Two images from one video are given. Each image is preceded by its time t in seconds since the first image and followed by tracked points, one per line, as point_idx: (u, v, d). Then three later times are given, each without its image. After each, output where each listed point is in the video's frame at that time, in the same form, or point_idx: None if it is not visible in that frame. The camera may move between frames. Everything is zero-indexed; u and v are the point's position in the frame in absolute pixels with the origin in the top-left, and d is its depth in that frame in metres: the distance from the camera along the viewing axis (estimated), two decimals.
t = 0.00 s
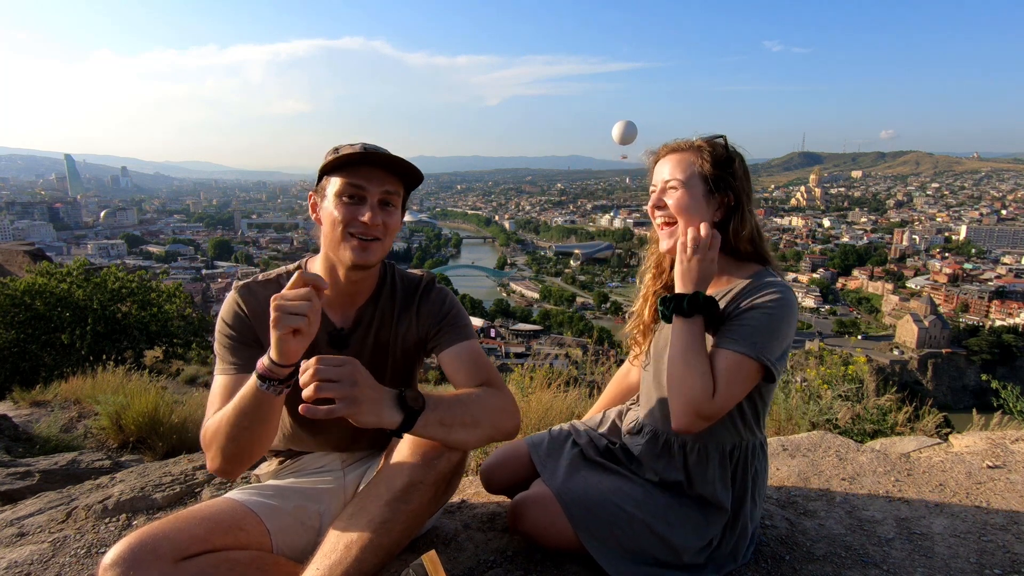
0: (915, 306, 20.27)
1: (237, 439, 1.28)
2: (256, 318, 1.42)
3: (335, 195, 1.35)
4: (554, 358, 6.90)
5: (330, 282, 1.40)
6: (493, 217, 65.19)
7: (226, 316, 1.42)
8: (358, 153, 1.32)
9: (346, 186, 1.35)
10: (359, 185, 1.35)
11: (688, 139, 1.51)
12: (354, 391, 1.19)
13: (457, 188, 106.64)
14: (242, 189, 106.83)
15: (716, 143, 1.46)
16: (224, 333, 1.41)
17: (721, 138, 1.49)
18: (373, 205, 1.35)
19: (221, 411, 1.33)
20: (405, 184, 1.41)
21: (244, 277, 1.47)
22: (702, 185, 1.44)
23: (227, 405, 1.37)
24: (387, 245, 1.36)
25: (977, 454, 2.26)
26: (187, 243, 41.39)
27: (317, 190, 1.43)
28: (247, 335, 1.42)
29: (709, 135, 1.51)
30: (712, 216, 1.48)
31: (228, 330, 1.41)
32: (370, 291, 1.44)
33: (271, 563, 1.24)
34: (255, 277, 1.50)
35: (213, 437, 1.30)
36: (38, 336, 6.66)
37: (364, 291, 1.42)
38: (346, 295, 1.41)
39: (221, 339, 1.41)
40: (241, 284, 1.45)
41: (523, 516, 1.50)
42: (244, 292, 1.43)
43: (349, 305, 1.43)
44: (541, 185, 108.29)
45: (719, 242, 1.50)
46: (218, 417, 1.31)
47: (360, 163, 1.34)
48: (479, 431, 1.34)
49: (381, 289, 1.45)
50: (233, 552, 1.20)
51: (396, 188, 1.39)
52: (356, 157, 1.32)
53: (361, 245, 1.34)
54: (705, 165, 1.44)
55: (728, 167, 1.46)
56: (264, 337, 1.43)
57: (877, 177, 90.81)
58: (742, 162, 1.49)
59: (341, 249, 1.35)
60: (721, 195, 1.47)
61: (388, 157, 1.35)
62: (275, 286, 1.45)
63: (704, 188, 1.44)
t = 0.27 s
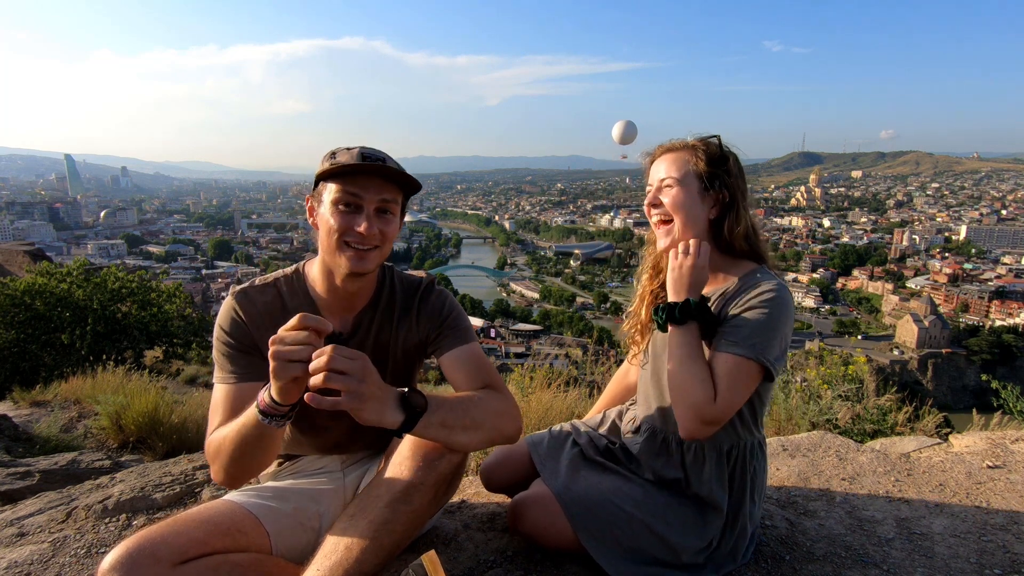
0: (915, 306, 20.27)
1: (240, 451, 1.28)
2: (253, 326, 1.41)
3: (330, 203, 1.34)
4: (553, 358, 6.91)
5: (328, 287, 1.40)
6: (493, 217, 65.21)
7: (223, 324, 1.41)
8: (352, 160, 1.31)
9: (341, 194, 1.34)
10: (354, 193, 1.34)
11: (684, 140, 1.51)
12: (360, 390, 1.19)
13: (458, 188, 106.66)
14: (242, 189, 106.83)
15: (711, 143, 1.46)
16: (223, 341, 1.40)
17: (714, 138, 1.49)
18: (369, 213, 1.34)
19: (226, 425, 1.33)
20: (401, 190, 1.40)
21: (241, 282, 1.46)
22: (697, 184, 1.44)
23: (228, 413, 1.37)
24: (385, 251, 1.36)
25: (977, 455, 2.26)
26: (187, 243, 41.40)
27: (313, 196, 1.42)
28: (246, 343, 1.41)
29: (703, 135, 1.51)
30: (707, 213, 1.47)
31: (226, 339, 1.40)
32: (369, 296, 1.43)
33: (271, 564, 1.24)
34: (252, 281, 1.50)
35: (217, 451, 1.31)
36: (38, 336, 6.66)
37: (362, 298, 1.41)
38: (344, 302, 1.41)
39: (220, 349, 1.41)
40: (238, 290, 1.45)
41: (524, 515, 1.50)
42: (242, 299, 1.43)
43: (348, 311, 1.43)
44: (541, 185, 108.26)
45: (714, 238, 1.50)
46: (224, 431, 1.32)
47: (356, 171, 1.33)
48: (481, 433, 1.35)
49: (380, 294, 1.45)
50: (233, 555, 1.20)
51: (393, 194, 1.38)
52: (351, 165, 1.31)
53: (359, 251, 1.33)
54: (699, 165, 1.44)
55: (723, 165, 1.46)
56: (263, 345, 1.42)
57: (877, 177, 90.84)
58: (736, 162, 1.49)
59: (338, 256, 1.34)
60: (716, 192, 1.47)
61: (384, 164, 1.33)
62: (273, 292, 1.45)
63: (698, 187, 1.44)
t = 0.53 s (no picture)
0: (915, 306, 20.28)
1: (235, 450, 1.28)
2: (252, 321, 1.41)
3: (326, 193, 1.35)
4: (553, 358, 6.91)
5: (325, 283, 1.40)
6: (493, 217, 65.23)
7: (222, 320, 1.41)
8: (350, 153, 1.32)
9: (336, 183, 1.35)
10: (348, 184, 1.35)
11: (670, 141, 1.52)
12: (365, 400, 1.19)
13: (457, 188, 106.67)
14: (242, 189, 106.88)
15: (695, 144, 1.48)
16: (223, 335, 1.40)
17: (699, 137, 1.50)
18: (362, 204, 1.35)
19: (222, 424, 1.33)
20: (396, 184, 1.41)
21: (241, 277, 1.47)
22: (683, 183, 1.45)
23: (224, 413, 1.36)
24: (380, 244, 1.36)
25: (977, 455, 2.26)
26: (187, 243, 41.40)
27: (310, 191, 1.44)
28: (245, 337, 1.41)
29: (687, 136, 1.53)
30: (695, 213, 1.46)
31: (225, 334, 1.40)
32: (368, 290, 1.44)
33: (271, 564, 1.24)
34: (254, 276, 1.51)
35: (213, 449, 1.31)
36: (39, 336, 6.66)
37: (360, 292, 1.42)
38: (341, 297, 1.42)
39: (219, 343, 1.40)
40: (239, 284, 1.46)
41: (524, 514, 1.49)
42: (241, 293, 1.43)
43: (346, 305, 1.43)
44: (541, 185, 108.31)
45: (704, 235, 1.49)
46: (219, 428, 1.32)
47: (350, 163, 1.34)
48: (481, 436, 1.34)
49: (378, 290, 1.45)
50: (232, 555, 1.20)
51: (387, 185, 1.39)
52: (346, 154, 1.32)
53: (353, 243, 1.33)
54: (684, 165, 1.45)
55: (707, 164, 1.47)
56: (261, 341, 1.42)
57: (877, 177, 90.86)
58: (722, 161, 1.50)
59: (332, 249, 1.35)
60: (703, 190, 1.46)
61: (378, 155, 1.34)
62: (272, 286, 1.45)
63: (684, 187, 1.44)
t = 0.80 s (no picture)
0: (915, 306, 20.29)
1: (225, 424, 1.30)
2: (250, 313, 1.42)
3: (322, 188, 1.36)
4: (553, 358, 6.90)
5: (324, 276, 1.41)
6: (493, 217, 65.23)
7: (222, 307, 1.42)
8: (348, 148, 1.33)
9: (332, 177, 1.35)
10: (343, 177, 1.35)
11: (648, 147, 1.52)
12: (362, 343, 1.19)
13: (457, 188, 106.67)
14: (242, 189, 106.91)
15: (672, 148, 1.48)
16: (220, 321, 1.41)
17: (674, 141, 1.51)
18: (357, 198, 1.34)
19: (208, 397, 1.34)
20: (390, 181, 1.40)
21: (241, 270, 1.48)
22: (661, 188, 1.44)
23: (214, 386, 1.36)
24: (376, 238, 1.35)
25: (977, 454, 2.26)
26: (187, 243, 41.41)
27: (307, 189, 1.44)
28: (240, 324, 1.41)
29: (663, 140, 1.53)
30: (673, 217, 1.45)
31: (223, 320, 1.41)
32: (367, 283, 1.44)
33: (272, 562, 1.24)
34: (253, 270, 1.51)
35: (198, 427, 1.32)
36: (38, 336, 6.66)
37: (360, 283, 1.42)
38: (340, 291, 1.42)
39: (217, 326, 1.41)
40: (239, 277, 1.47)
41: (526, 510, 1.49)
42: (241, 285, 1.44)
43: (345, 296, 1.43)
44: (541, 185, 108.35)
45: (685, 239, 1.48)
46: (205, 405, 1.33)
47: (345, 157, 1.35)
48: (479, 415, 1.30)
49: (377, 284, 1.46)
50: (233, 550, 1.20)
51: (381, 180, 1.38)
52: (340, 150, 1.33)
53: (349, 237, 1.33)
54: (660, 170, 1.45)
55: (683, 167, 1.47)
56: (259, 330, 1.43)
57: (877, 177, 90.86)
58: (699, 164, 1.50)
59: (328, 243, 1.35)
60: (679, 194, 1.45)
61: (371, 150, 1.34)
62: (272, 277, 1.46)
63: (661, 193, 1.44)
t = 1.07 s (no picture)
0: (915, 306, 20.30)
1: (222, 430, 1.32)
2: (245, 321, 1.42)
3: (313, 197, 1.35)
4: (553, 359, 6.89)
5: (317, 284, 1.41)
6: (493, 217, 65.23)
7: (217, 320, 1.42)
8: (339, 156, 1.32)
9: (324, 187, 1.34)
10: (334, 188, 1.34)
11: (630, 148, 1.52)
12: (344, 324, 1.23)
13: (457, 188, 106.68)
14: (242, 189, 106.97)
15: (655, 150, 1.48)
16: (215, 334, 1.41)
17: (659, 144, 1.51)
18: (345, 208, 1.33)
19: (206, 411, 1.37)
20: (384, 191, 1.38)
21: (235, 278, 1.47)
22: (645, 189, 1.44)
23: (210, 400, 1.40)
24: (365, 248, 1.34)
25: (977, 455, 2.27)
26: (187, 243, 41.42)
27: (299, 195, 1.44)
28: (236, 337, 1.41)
29: (647, 142, 1.53)
30: (658, 219, 1.45)
31: (218, 333, 1.41)
32: (361, 293, 1.43)
33: (271, 564, 1.24)
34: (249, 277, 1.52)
35: (200, 436, 1.35)
36: (38, 336, 6.66)
37: (353, 294, 1.42)
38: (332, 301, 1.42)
39: (212, 341, 1.42)
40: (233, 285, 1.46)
41: (523, 516, 1.49)
42: (234, 292, 1.43)
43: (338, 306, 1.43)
44: (541, 185, 108.38)
45: (668, 241, 1.48)
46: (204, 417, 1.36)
47: (340, 166, 1.33)
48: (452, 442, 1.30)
49: (373, 293, 1.45)
50: (233, 553, 1.20)
51: (375, 190, 1.35)
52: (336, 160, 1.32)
53: (335, 249, 1.32)
54: (645, 171, 1.45)
55: (667, 169, 1.47)
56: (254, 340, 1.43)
57: (877, 177, 90.87)
58: (683, 165, 1.50)
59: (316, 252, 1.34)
60: (665, 196, 1.45)
61: (366, 162, 1.32)
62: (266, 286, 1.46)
63: (646, 194, 1.44)
